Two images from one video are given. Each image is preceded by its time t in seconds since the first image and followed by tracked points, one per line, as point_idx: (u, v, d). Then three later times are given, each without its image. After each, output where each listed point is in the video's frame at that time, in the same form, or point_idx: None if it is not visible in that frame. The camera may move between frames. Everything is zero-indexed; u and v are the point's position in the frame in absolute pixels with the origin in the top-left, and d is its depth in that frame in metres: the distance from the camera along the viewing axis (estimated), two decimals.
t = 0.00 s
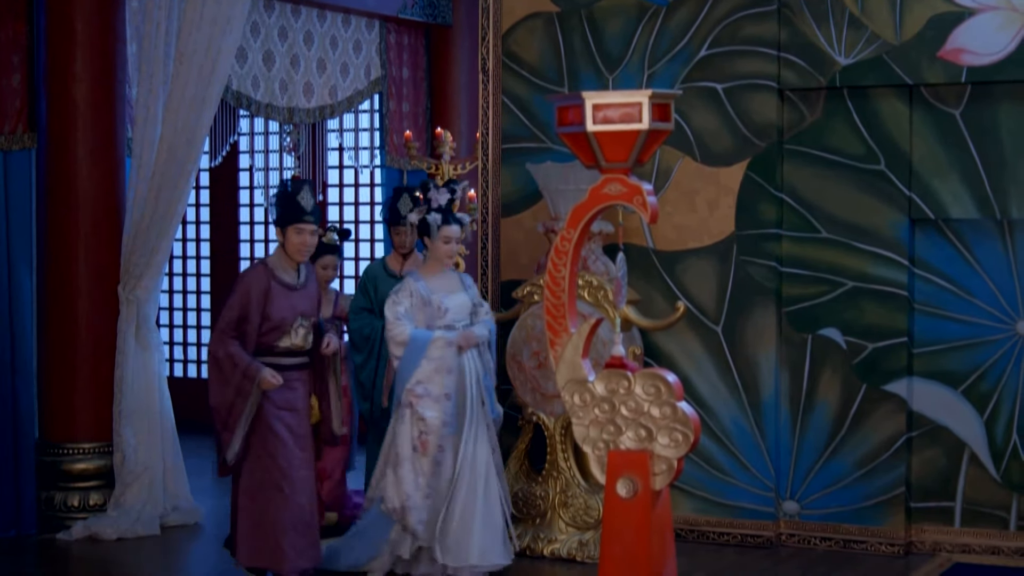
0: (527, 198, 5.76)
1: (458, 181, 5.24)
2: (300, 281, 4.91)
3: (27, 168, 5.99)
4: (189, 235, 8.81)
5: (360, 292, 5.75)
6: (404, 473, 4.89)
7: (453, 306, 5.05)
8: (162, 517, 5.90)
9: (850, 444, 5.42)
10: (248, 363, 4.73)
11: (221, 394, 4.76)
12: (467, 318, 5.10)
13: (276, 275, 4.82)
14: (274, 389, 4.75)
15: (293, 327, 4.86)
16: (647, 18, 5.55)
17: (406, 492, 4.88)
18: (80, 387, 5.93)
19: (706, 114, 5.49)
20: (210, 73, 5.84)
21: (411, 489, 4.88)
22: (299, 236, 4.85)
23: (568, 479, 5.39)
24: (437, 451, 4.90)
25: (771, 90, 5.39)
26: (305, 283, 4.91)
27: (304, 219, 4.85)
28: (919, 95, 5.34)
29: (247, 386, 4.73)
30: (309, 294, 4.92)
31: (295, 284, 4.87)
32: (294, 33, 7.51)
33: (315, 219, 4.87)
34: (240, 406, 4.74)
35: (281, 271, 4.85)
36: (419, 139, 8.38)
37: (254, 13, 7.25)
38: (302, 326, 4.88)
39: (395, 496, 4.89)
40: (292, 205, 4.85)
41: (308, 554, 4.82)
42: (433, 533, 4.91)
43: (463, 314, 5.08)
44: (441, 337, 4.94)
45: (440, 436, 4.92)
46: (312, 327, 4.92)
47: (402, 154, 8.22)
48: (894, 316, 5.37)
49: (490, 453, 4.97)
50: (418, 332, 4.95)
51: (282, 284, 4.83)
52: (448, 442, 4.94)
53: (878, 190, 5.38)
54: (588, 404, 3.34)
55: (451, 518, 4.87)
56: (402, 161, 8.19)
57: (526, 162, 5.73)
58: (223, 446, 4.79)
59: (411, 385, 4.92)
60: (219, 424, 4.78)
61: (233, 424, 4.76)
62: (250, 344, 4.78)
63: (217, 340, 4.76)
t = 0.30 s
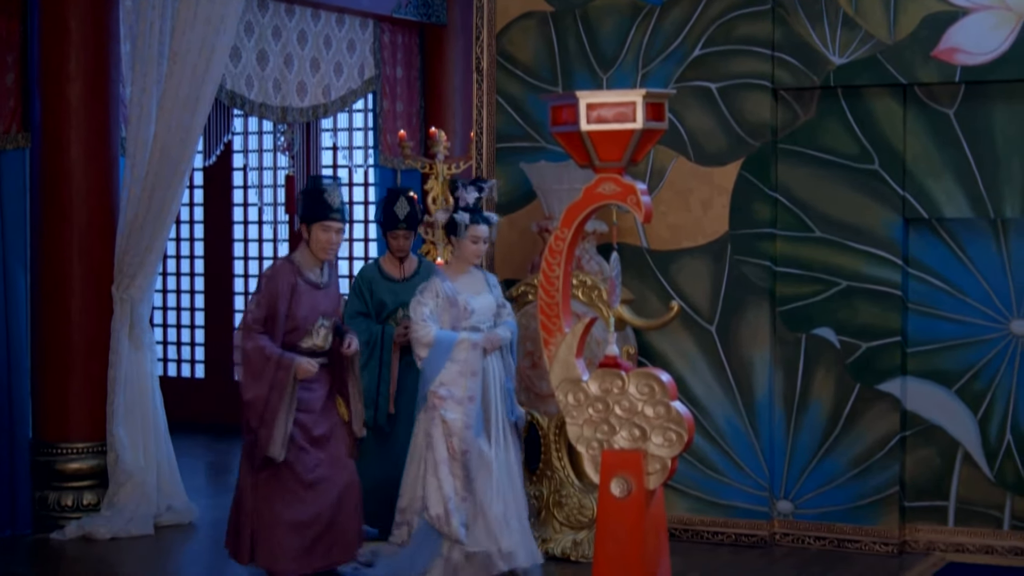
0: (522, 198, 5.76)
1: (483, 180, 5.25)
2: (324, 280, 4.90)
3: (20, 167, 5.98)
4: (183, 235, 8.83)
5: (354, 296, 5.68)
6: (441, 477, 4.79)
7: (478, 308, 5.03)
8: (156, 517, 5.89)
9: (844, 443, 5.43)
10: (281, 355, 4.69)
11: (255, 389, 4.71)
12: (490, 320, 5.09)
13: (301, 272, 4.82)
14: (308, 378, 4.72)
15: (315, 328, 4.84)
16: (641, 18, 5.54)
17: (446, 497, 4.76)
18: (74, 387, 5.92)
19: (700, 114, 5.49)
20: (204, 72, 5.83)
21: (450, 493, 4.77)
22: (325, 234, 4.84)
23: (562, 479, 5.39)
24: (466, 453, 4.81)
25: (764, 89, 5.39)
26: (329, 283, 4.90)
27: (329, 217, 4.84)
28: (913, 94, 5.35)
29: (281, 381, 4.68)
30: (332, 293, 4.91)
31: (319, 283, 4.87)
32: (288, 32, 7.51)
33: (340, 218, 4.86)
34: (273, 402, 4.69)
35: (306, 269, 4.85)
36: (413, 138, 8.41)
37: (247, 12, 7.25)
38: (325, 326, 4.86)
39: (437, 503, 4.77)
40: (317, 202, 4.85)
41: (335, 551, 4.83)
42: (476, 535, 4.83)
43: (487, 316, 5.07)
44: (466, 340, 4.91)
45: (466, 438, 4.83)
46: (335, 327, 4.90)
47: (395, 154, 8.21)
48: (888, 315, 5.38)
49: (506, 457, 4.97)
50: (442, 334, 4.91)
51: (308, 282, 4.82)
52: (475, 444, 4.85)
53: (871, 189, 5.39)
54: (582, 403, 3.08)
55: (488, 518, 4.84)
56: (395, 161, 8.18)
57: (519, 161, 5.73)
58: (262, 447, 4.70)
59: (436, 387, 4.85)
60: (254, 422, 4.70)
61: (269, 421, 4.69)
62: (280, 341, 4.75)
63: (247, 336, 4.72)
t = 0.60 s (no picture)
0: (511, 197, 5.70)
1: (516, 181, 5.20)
2: (363, 283, 4.88)
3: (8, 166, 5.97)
4: (172, 234, 8.81)
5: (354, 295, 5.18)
6: (456, 483, 4.70)
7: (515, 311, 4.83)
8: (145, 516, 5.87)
9: (833, 442, 5.43)
10: (313, 362, 4.71)
11: (282, 395, 4.75)
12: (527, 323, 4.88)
13: (339, 276, 4.81)
14: (338, 387, 4.73)
15: (354, 331, 4.85)
16: (631, 17, 5.54)
17: (456, 504, 4.67)
18: (62, 386, 5.91)
19: (690, 113, 5.49)
20: (194, 71, 5.82)
21: (463, 501, 4.67)
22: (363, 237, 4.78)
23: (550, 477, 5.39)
24: (496, 460, 4.69)
25: (754, 88, 5.39)
26: (368, 287, 4.89)
27: (368, 220, 4.76)
28: (902, 93, 5.36)
29: (308, 389, 4.71)
30: (372, 297, 4.90)
31: (358, 286, 4.86)
32: (277, 32, 7.49)
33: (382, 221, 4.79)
34: (299, 411, 4.73)
35: (345, 272, 4.84)
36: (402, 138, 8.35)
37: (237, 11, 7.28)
38: (363, 330, 4.86)
39: (448, 510, 4.70)
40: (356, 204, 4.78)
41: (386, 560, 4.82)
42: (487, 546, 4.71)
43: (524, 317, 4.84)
44: (503, 343, 4.75)
45: (500, 444, 4.70)
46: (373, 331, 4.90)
47: (385, 153, 8.19)
48: (877, 314, 5.38)
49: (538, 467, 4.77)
50: (479, 338, 4.76)
51: (345, 285, 4.82)
52: (508, 452, 4.70)
53: (860, 188, 5.40)
54: (571, 402, 3.03)
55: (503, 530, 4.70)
56: (386, 160, 8.16)
57: (509, 160, 5.70)
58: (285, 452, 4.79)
59: (471, 392, 4.74)
60: (279, 428, 4.77)
61: (294, 428, 4.74)
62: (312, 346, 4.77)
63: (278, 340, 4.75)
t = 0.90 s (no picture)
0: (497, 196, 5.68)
1: (536, 175, 5.36)
2: (397, 279, 4.78)
3: None
4: (159, 233, 8.81)
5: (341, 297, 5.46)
6: (494, 481, 4.85)
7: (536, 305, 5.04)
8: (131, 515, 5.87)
9: (820, 441, 5.44)
10: (340, 373, 4.59)
11: (308, 398, 4.65)
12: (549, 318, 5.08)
13: (374, 273, 4.70)
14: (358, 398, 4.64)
15: (390, 328, 4.76)
16: (618, 15, 5.54)
17: (497, 501, 4.82)
18: (49, 385, 5.90)
19: (676, 112, 5.48)
20: (180, 69, 5.81)
21: (501, 499, 4.83)
22: (396, 234, 4.69)
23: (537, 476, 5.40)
24: (526, 458, 4.87)
25: (741, 87, 5.39)
26: (402, 282, 4.79)
27: (404, 217, 4.68)
28: (888, 92, 5.38)
29: (338, 398, 4.59)
30: (406, 293, 4.81)
31: (392, 283, 4.76)
32: (263, 30, 7.49)
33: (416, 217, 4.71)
34: (323, 418, 4.63)
35: (379, 269, 4.73)
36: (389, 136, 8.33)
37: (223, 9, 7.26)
38: (398, 326, 4.77)
39: (485, 509, 4.83)
40: (392, 200, 4.66)
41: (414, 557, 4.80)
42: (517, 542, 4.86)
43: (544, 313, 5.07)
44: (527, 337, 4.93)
45: (528, 443, 4.88)
46: (406, 326, 4.81)
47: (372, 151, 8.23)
48: (864, 312, 5.39)
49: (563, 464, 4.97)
50: (504, 332, 4.92)
51: (381, 283, 4.71)
52: (537, 451, 4.88)
53: (847, 186, 5.41)
54: (558, 401, 2.99)
55: (535, 526, 4.86)
56: (371, 159, 8.12)
57: (496, 159, 5.69)
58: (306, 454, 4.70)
59: (496, 389, 4.90)
60: (303, 432, 4.68)
61: (317, 434, 4.65)
62: (344, 347, 4.67)
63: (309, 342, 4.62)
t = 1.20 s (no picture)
0: (485, 194, 5.69)
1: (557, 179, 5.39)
2: (421, 281, 4.74)
3: None
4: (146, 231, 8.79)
5: (332, 302, 5.45)
6: (513, 488, 4.68)
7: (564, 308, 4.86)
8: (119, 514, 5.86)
9: (808, 439, 5.45)
10: (361, 379, 4.55)
11: (330, 402, 4.61)
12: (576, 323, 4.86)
13: (398, 276, 4.66)
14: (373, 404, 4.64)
15: (414, 330, 4.73)
16: (606, 13, 5.54)
17: (517, 510, 4.65)
18: (36, 384, 5.89)
19: (664, 110, 5.49)
20: (168, 67, 5.80)
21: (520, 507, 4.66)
22: (424, 237, 4.60)
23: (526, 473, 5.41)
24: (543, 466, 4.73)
25: (729, 86, 5.39)
26: (425, 285, 4.76)
27: (434, 220, 4.58)
28: (876, 90, 5.38)
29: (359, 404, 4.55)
30: (429, 295, 4.77)
31: (416, 285, 4.72)
32: (251, 29, 7.50)
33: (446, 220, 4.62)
34: (344, 423, 4.59)
35: (403, 271, 4.68)
36: (377, 134, 8.29)
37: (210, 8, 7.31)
38: (422, 329, 4.75)
39: (502, 516, 4.65)
40: (419, 203, 4.57)
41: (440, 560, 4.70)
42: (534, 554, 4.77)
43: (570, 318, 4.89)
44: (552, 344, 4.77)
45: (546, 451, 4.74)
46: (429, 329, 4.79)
47: (359, 150, 8.16)
48: (851, 310, 5.41)
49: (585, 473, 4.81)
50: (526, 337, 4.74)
51: (405, 285, 4.67)
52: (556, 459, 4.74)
53: (834, 184, 5.42)
54: (545, 399, 2.99)
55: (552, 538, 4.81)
56: (360, 157, 8.12)
57: (484, 157, 5.69)
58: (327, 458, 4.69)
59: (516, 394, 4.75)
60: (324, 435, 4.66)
61: (338, 439, 4.62)
62: (366, 350, 4.64)
63: (334, 346, 4.60)
